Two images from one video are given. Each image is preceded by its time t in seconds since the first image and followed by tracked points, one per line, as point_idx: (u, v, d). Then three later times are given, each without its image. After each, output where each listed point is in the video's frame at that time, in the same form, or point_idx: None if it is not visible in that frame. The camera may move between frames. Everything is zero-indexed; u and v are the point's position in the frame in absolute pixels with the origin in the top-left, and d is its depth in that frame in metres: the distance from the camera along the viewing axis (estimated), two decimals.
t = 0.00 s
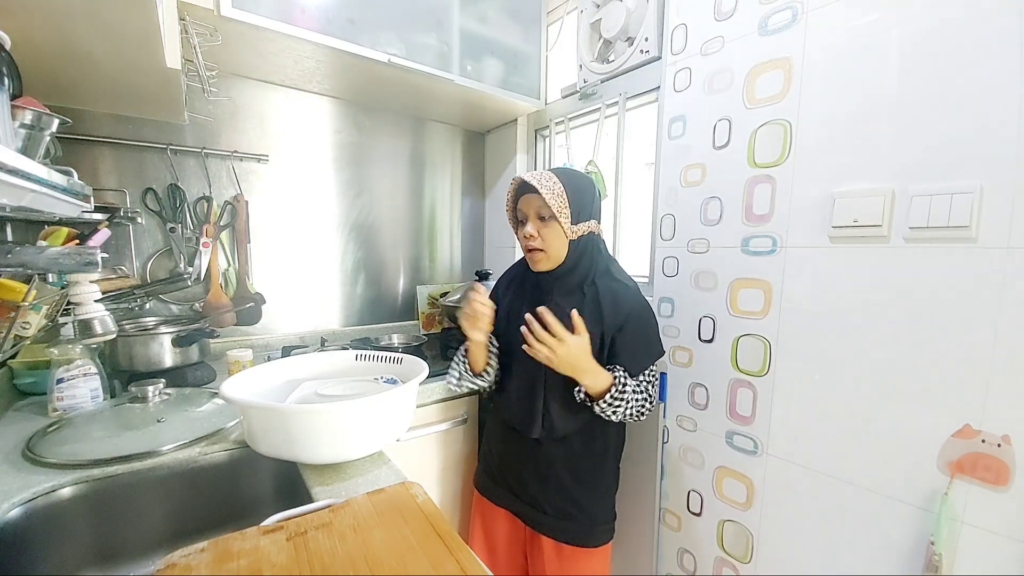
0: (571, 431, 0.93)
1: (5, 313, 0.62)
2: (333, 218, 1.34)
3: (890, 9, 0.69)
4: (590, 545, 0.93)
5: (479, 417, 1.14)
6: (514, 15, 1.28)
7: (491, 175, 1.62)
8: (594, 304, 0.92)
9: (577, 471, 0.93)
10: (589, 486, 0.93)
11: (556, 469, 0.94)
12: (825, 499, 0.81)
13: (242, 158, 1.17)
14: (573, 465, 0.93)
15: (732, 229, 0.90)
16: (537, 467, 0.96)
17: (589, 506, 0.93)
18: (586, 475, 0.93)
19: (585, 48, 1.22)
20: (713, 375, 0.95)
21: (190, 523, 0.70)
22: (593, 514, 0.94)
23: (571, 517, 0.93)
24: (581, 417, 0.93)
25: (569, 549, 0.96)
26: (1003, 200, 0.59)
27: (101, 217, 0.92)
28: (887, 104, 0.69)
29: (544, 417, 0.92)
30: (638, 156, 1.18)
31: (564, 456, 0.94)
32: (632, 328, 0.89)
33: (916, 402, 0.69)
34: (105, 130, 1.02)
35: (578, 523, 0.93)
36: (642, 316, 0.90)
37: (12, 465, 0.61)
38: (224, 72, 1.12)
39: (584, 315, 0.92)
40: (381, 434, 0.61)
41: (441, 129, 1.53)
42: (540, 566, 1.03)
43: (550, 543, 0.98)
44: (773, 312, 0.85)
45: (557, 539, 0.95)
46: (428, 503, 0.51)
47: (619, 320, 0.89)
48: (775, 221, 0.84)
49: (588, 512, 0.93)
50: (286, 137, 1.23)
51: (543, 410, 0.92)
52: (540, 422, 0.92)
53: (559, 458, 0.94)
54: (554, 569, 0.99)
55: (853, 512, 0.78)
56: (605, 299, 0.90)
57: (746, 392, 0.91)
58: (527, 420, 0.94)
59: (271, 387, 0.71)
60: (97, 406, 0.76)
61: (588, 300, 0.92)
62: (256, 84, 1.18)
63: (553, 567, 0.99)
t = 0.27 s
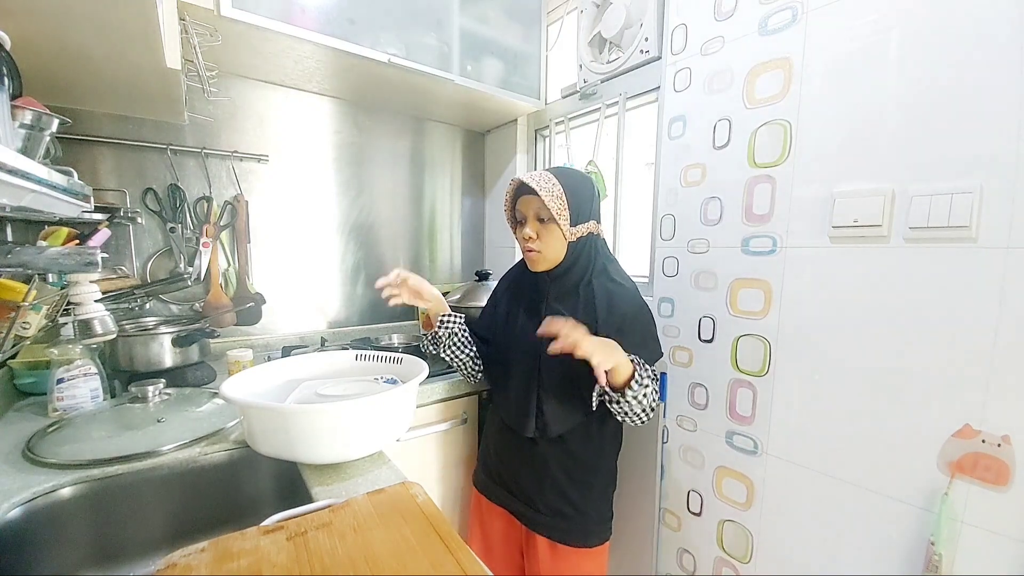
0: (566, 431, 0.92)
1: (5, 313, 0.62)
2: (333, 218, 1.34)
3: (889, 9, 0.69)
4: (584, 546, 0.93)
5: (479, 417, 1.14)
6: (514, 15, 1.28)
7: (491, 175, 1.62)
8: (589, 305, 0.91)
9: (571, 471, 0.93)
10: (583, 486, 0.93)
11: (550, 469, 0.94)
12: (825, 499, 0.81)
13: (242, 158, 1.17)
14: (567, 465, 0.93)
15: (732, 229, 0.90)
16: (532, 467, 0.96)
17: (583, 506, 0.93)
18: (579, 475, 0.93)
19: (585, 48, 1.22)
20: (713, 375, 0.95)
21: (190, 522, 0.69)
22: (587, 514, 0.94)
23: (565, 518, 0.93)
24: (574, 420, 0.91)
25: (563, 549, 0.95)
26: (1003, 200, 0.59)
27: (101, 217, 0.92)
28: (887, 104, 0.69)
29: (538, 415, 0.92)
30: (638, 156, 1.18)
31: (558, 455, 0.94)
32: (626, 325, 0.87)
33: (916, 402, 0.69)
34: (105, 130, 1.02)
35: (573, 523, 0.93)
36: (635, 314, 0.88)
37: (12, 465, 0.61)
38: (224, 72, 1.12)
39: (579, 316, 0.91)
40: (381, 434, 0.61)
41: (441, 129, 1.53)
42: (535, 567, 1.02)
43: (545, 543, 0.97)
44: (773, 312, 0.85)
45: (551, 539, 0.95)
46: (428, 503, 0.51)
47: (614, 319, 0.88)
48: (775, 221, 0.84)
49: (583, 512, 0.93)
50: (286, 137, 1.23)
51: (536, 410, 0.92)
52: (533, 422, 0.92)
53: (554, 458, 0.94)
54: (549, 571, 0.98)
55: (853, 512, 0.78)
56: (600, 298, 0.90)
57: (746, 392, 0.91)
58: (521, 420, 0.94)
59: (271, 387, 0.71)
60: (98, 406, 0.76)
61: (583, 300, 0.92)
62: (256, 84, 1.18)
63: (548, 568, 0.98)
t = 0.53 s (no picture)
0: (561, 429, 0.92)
1: (5, 313, 0.61)
2: (333, 218, 1.34)
3: (890, 9, 0.69)
4: (581, 544, 0.93)
5: (479, 417, 1.14)
6: (514, 15, 1.28)
7: (491, 175, 1.62)
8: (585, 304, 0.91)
9: (568, 470, 0.93)
10: (581, 486, 0.93)
11: (547, 468, 0.94)
12: (825, 499, 0.81)
13: (242, 158, 1.17)
14: (564, 464, 0.93)
15: (732, 229, 0.90)
16: (529, 465, 0.96)
17: (581, 506, 0.93)
18: (577, 474, 0.93)
19: (585, 48, 1.22)
20: (713, 375, 0.95)
21: (190, 522, 0.69)
22: (585, 514, 0.93)
23: (562, 517, 0.93)
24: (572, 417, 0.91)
25: (560, 548, 0.95)
26: (1003, 201, 0.59)
27: (101, 217, 0.92)
28: (888, 104, 0.69)
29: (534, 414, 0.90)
30: (638, 156, 1.18)
31: (555, 455, 0.94)
32: (619, 322, 0.87)
33: (916, 402, 0.69)
34: (105, 130, 1.02)
35: (570, 523, 0.93)
36: (630, 313, 0.88)
37: (12, 465, 0.61)
38: (224, 72, 1.12)
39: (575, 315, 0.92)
40: (381, 434, 0.61)
41: (441, 129, 1.53)
42: (532, 566, 1.02)
43: (542, 542, 0.98)
44: (773, 312, 0.85)
45: (548, 537, 0.95)
46: (428, 503, 0.51)
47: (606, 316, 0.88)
48: (775, 221, 0.84)
49: (580, 512, 0.93)
50: (286, 137, 1.23)
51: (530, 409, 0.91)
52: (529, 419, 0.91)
53: (551, 457, 0.94)
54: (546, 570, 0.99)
55: (853, 512, 0.78)
56: (594, 298, 0.90)
57: (746, 392, 0.91)
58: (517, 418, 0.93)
59: (271, 387, 0.71)
60: (98, 406, 0.76)
61: (578, 299, 0.93)
62: (256, 84, 1.18)
63: (545, 567, 0.99)
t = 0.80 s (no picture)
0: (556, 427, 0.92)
1: (5, 313, 0.61)
2: (333, 218, 1.34)
3: (890, 9, 0.69)
4: (578, 544, 0.93)
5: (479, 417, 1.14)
6: (514, 15, 1.28)
7: (491, 175, 1.62)
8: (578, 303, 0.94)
9: (565, 468, 0.94)
10: (578, 485, 0.94)
11: (545, 468, 0.94)
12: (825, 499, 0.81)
13: (242, 158, 1.17)
14: (561, 463, 0.94)
15: (732, 229, 0.90)
16: (526, 464, 0.96)
17: (578, 505, 0.93)
18: (574, 474, 0.94)
19: (585, 48, 1.22)
20: (713, 375, 0.95)
21: (190, 523, 0.69)
22: (582, 513, 0.94)
23: (559, 516, 0.93)
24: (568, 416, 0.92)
25: (558, 548, 0.96)
26: (1003, 201, 0.59)
27: (101, 217, 0.92)
28: (889, 104, 0.69)
29: (530, 412, 0.90)
30: (638, 156, 1.18)
31: (552, 454, 0.94)
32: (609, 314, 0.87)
33: (917, 403, 0.69)
34: (105, 130, 1.02)
35: (567, 522, 0.93)
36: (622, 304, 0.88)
37: (12, 465, 0.61)
38: (224, 72, 1.12)
39: (567, 314, 0.94)
40: (380, 434, 0.61)
41: (441, 129, 1.53)
42: (531, 565, 1.02)
43: (540, 541, 0.98)
44: (773, 312, 0.85)
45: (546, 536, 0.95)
46: (428, 502, 0.51)
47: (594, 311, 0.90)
48: (775, 221, 0.84)
49: (577, 511, 0.93)
50: (286, 137, 1.23)
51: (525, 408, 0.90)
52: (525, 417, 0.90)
53: (549, 456, 0.94)
54: (545, 569, 0.99)
55: (853, 512, 0.78)
56: (585, 296, 0.92)
57: (746, 392, 0.91)
58: (513, 417, 0.93)
59: (271, 387, 0.71)
60: (97, 406, 0.76)
61: (573, 299, 0.95)
62: (256, 84, 1.18)
63: (544, 566, 0.99)
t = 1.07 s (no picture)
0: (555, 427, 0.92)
1: (5, 313, 0.61)
2: (333, 218, 1.34)
3: (890, 9, 0.69)
4: (577, 543, 0.93)
5: (479, 417, 1.14)
6: (514, 15, 1.28)
7: (491, 175, 1.62)
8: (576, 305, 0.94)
9: (563, 468, 0.94)
10: (576, 485, 0.94)
11: (544, 467, 0.94)
12: (825, 499, 0.81)
13: (242, 158, 1.17)
14: (560, 462, 0.94)
15: (732, 229, 0.90)
16: (524, 464, 0.96)
17: (577, 505, 0.93)
18: (573, 473, 0.94)
19: (585, 48, 1.22)
20: (713, 375, 0.95)
21: (189, 523, 0.69)
22: (581, 513, 0.94)
23: (558, 516, 0.93)
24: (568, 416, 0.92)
25: (557, 547, 0.95)
26: (1003, 201, 0.59)
27: (101, 217, 0.92)
28: (888, 104, 0.69)
29: (530, 411, 0.89)
30: (638, 156, 1.18)
31: (551, 454, 0.94)
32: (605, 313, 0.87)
33: (916, 403, 0.69)
34: (105, 130, 1.02)
35: (566, 522, 0.93)
36: (619, 304, 0.88)
37: (12, 465, 0.61)
38: (224, 72, 1.12)
39: (564, 315, 0.94)
40: (380, 434, 0.61)
41: (441, 129, 1.53)
42: (530, 565, 1.02)
43: (539, 540, 0.98)
44: (773, 312, 0.85)
45: (545, 536, 0.95)
46: (428, 502, 0.51)
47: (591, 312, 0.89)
48: (775, 221, 0.84)
49: (575, 511, 0.93)
50: (286, 137, 1.23)
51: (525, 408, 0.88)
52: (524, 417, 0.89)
53: (548, 456, 0.94)
54: (544, 569, 0.99)
55: (853, 512, 0.78)
56: (584, 296, 0.92)
57: (746, 392, 0.91)
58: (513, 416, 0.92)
59: (271, 387, 0.71)
60: (97, 406, 0.76)
61: (572, 299, 0.94)
62: (256, 84, 1.18)
63: (543, 566, 0.99)
